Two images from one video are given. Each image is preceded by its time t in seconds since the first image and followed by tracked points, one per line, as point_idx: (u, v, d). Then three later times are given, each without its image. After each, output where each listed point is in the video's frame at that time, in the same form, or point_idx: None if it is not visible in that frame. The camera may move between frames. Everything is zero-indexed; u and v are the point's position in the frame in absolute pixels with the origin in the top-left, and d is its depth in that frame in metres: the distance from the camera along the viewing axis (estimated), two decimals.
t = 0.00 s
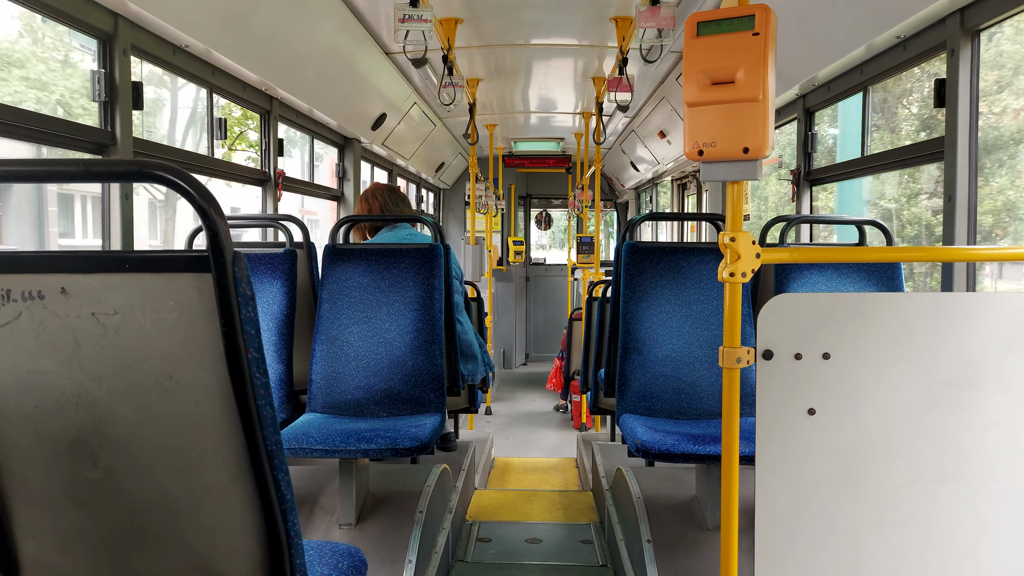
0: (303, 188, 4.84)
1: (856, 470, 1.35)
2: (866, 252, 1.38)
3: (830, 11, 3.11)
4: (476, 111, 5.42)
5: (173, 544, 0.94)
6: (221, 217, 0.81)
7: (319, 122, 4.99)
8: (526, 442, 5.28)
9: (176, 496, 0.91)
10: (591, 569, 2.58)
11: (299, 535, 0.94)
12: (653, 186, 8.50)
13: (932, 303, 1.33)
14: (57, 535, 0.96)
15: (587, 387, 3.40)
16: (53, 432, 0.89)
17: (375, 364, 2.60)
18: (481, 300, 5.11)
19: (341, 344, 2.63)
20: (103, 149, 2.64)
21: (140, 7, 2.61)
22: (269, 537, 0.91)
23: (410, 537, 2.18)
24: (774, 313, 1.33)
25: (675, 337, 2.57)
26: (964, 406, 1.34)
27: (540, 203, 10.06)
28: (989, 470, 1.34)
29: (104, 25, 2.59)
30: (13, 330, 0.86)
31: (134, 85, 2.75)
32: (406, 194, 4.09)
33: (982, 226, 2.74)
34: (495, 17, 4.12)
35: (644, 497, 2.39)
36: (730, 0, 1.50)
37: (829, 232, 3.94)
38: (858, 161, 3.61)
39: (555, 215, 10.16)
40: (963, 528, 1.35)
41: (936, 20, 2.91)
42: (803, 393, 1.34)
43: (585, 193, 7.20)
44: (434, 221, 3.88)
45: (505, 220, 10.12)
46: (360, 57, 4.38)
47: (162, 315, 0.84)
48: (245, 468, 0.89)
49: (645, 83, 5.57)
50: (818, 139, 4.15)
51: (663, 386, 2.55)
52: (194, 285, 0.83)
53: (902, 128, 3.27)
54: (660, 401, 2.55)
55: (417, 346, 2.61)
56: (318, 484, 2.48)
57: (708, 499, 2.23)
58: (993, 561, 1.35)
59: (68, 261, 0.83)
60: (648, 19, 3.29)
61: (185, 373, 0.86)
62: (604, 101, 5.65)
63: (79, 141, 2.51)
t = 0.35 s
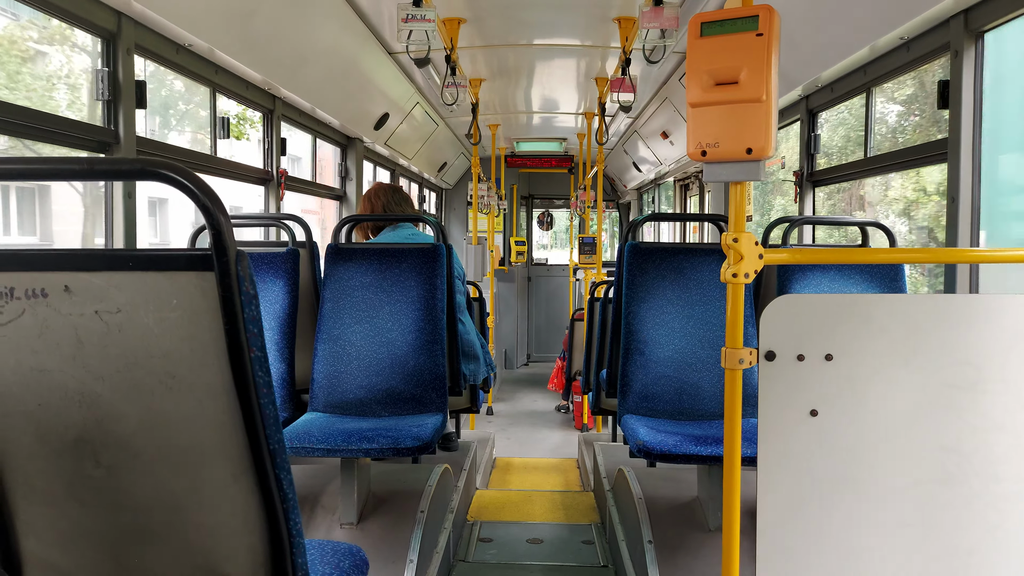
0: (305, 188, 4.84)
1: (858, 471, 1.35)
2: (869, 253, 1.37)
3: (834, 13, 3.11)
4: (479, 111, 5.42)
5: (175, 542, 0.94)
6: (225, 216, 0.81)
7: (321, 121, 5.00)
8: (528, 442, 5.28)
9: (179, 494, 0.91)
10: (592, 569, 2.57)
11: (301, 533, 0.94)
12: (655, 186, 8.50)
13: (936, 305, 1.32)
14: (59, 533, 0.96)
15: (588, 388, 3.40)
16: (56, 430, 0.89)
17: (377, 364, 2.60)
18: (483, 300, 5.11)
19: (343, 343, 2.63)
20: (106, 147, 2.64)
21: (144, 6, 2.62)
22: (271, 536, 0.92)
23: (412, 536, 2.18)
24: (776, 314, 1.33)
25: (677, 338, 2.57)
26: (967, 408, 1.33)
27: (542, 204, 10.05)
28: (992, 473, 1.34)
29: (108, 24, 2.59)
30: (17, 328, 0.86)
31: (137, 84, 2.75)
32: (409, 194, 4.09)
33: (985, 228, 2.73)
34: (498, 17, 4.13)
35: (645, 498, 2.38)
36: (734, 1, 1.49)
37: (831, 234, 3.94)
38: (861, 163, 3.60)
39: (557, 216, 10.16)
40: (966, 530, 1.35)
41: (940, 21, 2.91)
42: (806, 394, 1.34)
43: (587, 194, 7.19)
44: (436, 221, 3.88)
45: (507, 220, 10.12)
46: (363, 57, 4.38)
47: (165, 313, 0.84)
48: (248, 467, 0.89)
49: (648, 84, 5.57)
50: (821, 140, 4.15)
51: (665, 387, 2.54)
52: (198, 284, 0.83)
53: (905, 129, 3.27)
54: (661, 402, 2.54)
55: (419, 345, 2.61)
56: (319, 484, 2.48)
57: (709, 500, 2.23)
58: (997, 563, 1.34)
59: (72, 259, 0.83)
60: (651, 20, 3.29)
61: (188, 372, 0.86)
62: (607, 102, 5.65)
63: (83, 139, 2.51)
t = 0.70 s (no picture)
0: (302, 187, 4.84)
1: (855, 469, 1.35)
2: (866, 252, 1.38)
3: (831, 12, 3.11)
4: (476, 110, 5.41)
5: (171, 541, 0.93)
6: (221, 214, 0.81)
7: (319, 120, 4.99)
8: (526, 442, 5.28)
9: (175, 493, 0.91)
10: (589, 568, 2.57)
11: (297, 532, 0.94)
12: (653, 186, 8.50)
13: (932, 304, 1.32)
14: (55, 533, 0.95)
15: (586, 387, 3.40)
16: (52, 429, 0.89)
17: (374, 363, 2.60)
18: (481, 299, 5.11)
19: (340, 343, 2.63)
20: (103, 146, 2.63)
21: (141, 5, 2.61)
22: (268, 535, 0.91)
23: (409, 536, 2.17)
24: (773, 312, 1.33)
25: (674, 337, 2.57)
26: (963, 406, 1.34)
27: (541, 203, 10.02)
28: (988, 471, 1.34)
29: (104, 23, 2.58)
30: (12, 327, 0.86)
31: (134, 83, 2.74)
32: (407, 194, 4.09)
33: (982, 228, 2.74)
34: (496, 16, 4.12)
35: (643, 497, 2.38)
36: None
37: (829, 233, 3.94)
38: (858, 162, 3.61)
39: (555, 215, 10.15)
40: (962, 528, 1.35)
41: (937, 21, 2.91)
42: (803, 393, 1.34)
43: (585, 194, 7.19)
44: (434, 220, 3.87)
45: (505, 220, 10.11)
46: (361, 55, 4.37)
47: (160, 312, 0.84)
48: (244, 466, 0.89)
49: (645, 83, 5.57)
50: (818, 139, 4.15)
51: (663, 386, 2.55)
52: (194, 282, 0.83)
53: (902, 129, 3.27)
54: (659, 400, 2.55)
55: (416, 345, 2.61)
56: (317, 483, 2.47)
57: (707, 498, 2.23)
58: (993, 562, 1.35)
59: (67, 258, 0.83)
60: (648, 19, 3.29)
61: (184, 370, 0.85)
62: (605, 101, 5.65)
63: (79, 138, 2.50)
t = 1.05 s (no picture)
0: (302, 185, 4.84)
1: (854, 466, 1.35)
2: (865, 249, 1.37)
3: (830, 9, 3.11)
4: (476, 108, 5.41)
5: (172, 540, 0.94)
6: (220, 213, 0.81)
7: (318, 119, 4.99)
8: (526, 439, 5.29)
9: (176, 492, 0.91)
10: (590, 565, 2.58)
11: (298, 530, 0.94)
12: (653, 183, 8.50)
13: (932, 300, 1.33)
14: (56, 532, 0.96)
15: (586, 384, 3.40)
16: (52, 429, 0.89)
17: (375, 362, 2.60)
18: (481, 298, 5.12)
19: (341, 341, 2.63)
20: (102, 146, 2.63)
21: (140, 4, 2.60)
22: (270, 533, 0.91)
23: (410, 533, 2.18)
24: (772, 309, 1.33)
25: (674, 334, 2.57)
26: (963, 402, 1.34)
27: (541, 201, 10.02)
28: (988, 467, 1.34)
29: (103, 21, 2.58)
30: (12, 326, 0.86)
31: (133, 82, 2.74)
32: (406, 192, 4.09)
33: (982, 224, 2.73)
34: (495, 14, 4.11)
35: (644, 494, 2.39)
36: None
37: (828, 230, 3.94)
38: (858, 159, 3.61)
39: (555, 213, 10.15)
40: (962, 524, 1.35)
41: (937, 17, 2.90)
42: (802, 390, 1.34)
43: (585, 191, 7.19)
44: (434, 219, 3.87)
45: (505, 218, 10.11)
46: (359, 54, 4.37)
47: (160, 311, 0.84)
48: (244, 465, 0.89)
49: (645, 81, 5.56)
50: (818, 136, 4.15)
51: (663, 383, 2.55)
52: (193, 281, 0.83)
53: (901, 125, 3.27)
54: (659, 398, 2.55)
55: (417, 343, 2.61)
56: (318, 481, 2.48)
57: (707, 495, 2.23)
58: (994, 558, 1.35)
59: (67, 258, 0.83)
60: (648, 16, 3.29)
61: (184, 369, 0.86)
62: (604, 99, 5.65)
63: (79, 137, 2.50)
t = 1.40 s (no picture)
0: (305, 187, 4.85)
1: (856, 471, 1.35)
2: (868, 253, 1.37)
3: (834, 13, 3.11)
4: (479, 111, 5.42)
5: (173, 541, 0.94)
6: (223, 215, 0.81)
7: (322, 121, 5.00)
8: (527, 442, 5.28)
9: (177, 493, 0.91)
10: (591, 569, 2.57)
11: (299, 533, 0.94)
12: (656, 186, 8.50)
13: (935, 305, 1.32)
14: (57, 532, 0.96)
15: (588, 387, 3.40)
16: (54, 429, 0.89)
17: (376, 363, 2.60)
18: (483, 300, 5.12)
19: (342, 343, 2.63)
20: (106, 146, 2.64)
21: (145, 6, 2.61)
22: (270, 535, 0.91)
23: (411, 536, 2.17)
24: (775, 313, 1.33)
25: (676, 338, 2.57)
26: (966, 408, 1.33)
27: (543, 203, 10.02)
28: (991, 473, 1.34)
29: (108, 22, 2.59)
30: (15, 327, 0.86)
31: (137, 83, 2.75)
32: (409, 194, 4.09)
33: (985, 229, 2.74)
34: (499, 17, 4.12)
35: (645, 497, 2.38)
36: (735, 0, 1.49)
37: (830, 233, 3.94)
38: (861, 163, 3.60)
39: (557, 215, 10.15)
40: (965, 530, 1.35)
41: (940, 22, 2.91)
42: (805, 394, 1.34)
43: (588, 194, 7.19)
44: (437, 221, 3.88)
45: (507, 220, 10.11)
46: (363, 56, 4.38)
47: (163, 312, 0.84)
48: (245, 466, 0.89)
49: (648, 84, 5.56)
50: (821, 140, 4.15)
51: (665, 387, 2.55)
52: (196, 283, 0.83)
53: (905, 130, 3.27)
54: (661, 401, 2.55)
55: (419, 345, 2.61)
56: (318, 483, 2.47)
57: (709, 499, 2.22)
58: (996, 564, 1.34)
59: (70, 258, 0.83)
60: (652, 20, 3.29)
61: (186, 370, 0.86)
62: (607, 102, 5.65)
63: (83, 138, 2.51)
